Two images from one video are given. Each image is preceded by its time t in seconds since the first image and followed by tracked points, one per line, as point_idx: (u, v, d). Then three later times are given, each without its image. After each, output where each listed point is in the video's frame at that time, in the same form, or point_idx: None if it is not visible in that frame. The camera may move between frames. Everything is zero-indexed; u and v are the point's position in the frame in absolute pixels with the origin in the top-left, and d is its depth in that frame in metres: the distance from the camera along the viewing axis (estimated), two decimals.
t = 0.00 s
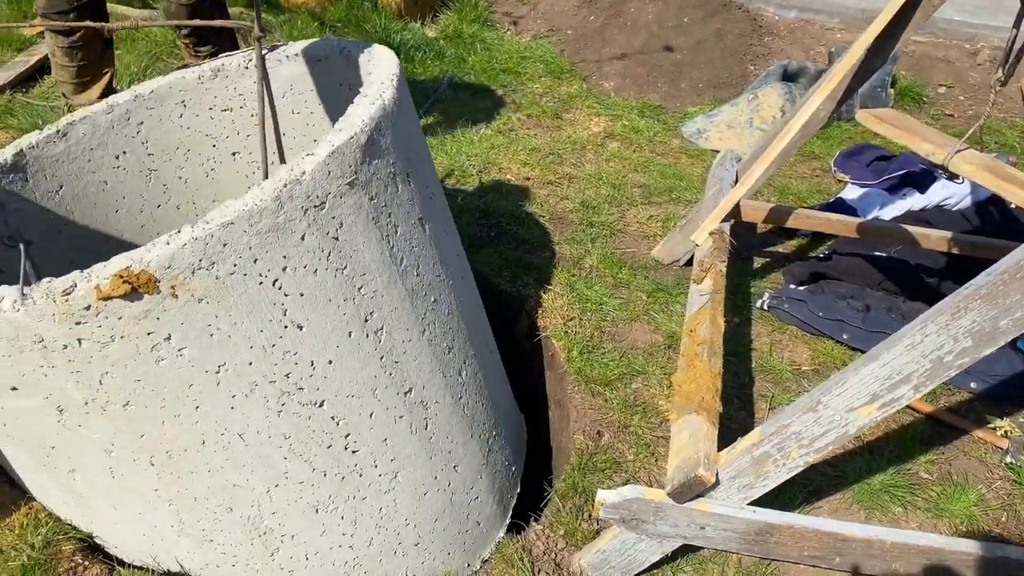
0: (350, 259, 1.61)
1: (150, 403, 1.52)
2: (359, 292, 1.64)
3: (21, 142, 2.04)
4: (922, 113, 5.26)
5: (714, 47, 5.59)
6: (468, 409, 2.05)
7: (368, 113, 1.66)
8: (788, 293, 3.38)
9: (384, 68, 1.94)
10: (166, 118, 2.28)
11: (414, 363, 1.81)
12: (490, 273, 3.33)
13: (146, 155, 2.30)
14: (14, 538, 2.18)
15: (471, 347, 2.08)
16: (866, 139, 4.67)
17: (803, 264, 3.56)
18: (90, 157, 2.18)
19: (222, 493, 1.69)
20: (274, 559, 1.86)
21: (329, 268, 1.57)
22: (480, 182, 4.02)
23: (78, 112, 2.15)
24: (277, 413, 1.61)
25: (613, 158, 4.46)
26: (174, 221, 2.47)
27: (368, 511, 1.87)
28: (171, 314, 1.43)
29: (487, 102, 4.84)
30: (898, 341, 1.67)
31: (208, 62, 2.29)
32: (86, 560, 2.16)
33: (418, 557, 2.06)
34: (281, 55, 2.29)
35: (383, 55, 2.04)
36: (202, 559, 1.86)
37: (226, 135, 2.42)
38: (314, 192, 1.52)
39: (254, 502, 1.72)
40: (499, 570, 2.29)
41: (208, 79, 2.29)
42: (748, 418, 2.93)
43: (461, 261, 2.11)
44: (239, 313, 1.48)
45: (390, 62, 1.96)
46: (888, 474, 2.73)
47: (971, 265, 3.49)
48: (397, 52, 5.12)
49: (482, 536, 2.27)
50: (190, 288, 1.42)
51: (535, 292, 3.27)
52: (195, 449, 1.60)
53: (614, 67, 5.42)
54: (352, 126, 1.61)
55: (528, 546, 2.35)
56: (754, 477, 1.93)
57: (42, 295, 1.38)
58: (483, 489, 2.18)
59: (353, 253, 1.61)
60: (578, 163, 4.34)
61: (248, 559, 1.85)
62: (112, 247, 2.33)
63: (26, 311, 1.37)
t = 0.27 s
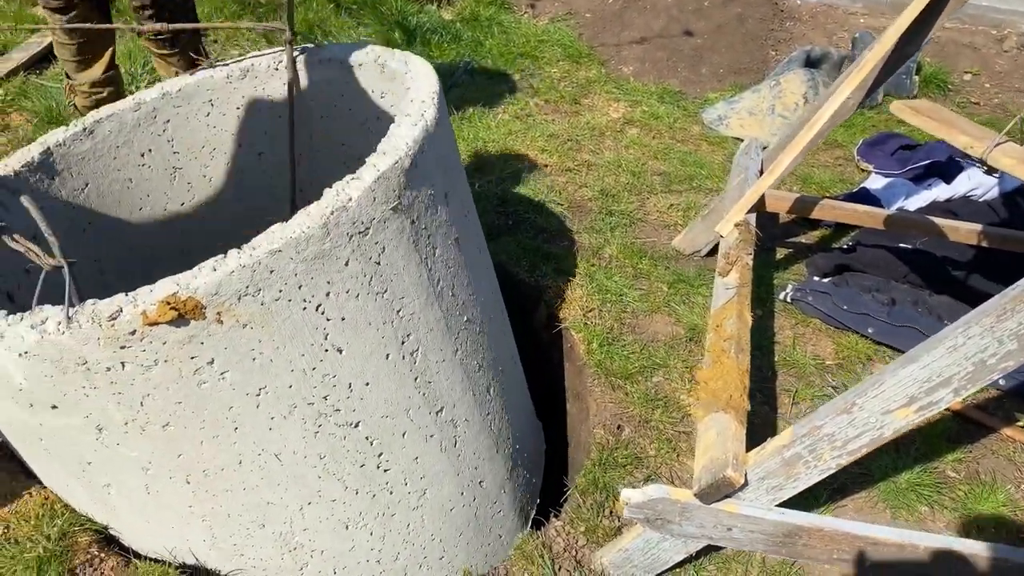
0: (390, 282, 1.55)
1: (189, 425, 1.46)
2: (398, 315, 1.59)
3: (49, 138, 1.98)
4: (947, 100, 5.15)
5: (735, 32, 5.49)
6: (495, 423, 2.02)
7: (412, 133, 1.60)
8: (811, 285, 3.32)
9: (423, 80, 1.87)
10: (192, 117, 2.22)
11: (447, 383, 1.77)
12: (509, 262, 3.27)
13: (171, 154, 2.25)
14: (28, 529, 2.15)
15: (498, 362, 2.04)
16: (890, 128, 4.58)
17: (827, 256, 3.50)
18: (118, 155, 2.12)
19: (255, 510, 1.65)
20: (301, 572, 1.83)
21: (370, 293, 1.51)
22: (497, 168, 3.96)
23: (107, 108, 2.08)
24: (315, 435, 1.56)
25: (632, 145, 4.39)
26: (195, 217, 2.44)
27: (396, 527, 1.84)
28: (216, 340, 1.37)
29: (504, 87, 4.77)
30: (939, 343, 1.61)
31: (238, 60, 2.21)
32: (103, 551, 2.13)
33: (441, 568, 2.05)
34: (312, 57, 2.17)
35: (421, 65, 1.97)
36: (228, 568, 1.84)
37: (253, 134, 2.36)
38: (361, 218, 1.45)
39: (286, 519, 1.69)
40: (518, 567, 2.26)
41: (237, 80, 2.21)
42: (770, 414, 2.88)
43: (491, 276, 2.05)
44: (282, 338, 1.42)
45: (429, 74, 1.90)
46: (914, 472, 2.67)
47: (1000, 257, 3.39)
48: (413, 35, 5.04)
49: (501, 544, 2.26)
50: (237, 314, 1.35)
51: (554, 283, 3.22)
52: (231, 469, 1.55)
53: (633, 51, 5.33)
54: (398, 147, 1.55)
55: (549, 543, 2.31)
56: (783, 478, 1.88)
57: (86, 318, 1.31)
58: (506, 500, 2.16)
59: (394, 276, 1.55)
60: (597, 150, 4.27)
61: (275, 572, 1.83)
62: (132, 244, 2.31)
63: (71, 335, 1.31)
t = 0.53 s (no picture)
0: (434, 322, 1.64)
1: (234, 459, 1.54)
2: (437, 351, 1.67)
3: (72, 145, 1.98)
4: (978, 80, 4.99)
5: (760, 8, 5.32)
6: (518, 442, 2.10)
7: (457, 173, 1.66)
8: (841, 275, 3.21)
9: (463, 108, 1.92)
10: (217, 126, 2.19)
11: (480, 415, 1.88)
12: (529, 249, 3.17)
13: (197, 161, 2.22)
14: (38, 527, 2.09)
15: (527, 389, 2.15)
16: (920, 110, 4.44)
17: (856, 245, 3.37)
18: (142, 164, 2.12)
19: (295, 539, 1.76)
20: None
21: (415, 331, 1.60)
22: (515, 149, 3.84)
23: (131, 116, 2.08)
24: (354, 469, 1.67)
25: (654, 125, 4.26)
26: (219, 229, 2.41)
27: (426, 552, 1.96)
28: (266, 378, 1.44)
29: (522, 65, 4.63)
30: (999, 352, 1.52)
31: (269, 69, 2.18)
32: (115, 551, 2.06)
33: None
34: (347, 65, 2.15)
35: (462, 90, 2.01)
36: None
37: (280, 145, 2.31)
38: (410, 260, 1.53)
39: (323, 549, 1.80)
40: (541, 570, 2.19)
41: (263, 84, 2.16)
42: (799, 410, 2.79)
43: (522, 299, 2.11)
44: (331, 376, 1.50)
45: (469, 101, 1.94)
46: (950, 473, 2.58)
47: None
48: (428, 10, 4.90)
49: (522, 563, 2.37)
50: (288, 354, 1.42)
51: (575, 269, 3.11)
52: (271, 501, 1.65)
53: (654, 27, 5.18)
54: (446, 187, 1.63)
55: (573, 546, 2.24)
56: (824, 488, 1.79)
57: (138, 357, 1.36)
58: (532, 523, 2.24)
59: (437, 315, 1.64)
60: (618, 131, 4.15)
61: None
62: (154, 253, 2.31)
63: (121, 372, 1.36)
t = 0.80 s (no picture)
0: (464, 338, 1.54)
1: (256, 488, 1.41)
2: (467, 369, 1.57)
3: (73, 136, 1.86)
4: (1014, 54, 4.78)
5: None
6: (545, 458, 2.01)
7: (486, 182, 1.58)
8: (875, 266, 3.06)
9: (491, 109, 1.82)
10: (227, 117, 2.05)
11: (508, 431, 1.76)
12: (550, 237, 3.03)
13: (206, 154, 2.09)
14: (38, 540, 1.97)
15: (552, 399, 2.05)
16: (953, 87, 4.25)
17: (892, 232, 3.22)
18: (149, 158, 1.99)
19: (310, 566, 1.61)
20: None
21: (446, 351, 1.50)
22: (533, 128, 3.67)
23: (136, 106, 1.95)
24: (380, 492, 1.54)
25: (676, 103, 4.08)
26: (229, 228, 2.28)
27: None
28: (288, 407, 1.33)
29: (539, 37, 4.44)
30: None
31: (281, 57, 2.05)
32: (118, 568, 1.93)
33: None
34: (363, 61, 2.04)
35: (486, 85, 1.91)
36: None
37: (292, 137, 2.17)
38: (442, 276, 1.44)
39: None
40: None
41: (275, 80, 2.02)
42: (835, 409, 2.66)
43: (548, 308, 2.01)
44: (357, 402, 1.40)
45: (496, 99, 1.85)
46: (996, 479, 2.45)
47: None
48: None
49: None
50: (314, 381, 1.33)
51: (597, 260, 2.97)
52: (292, 528, 1.51)
53: None
54: (477, 198, 1.54)
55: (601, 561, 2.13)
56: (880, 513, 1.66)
57: (152, 388, 1.26)
58: (554, 538, 2.13)
59: (468, 333, 1.54)
60: (640, 109, 3.97)
61: None
62: (163, 252, 2.18)
63: (135, 404, 1.26)
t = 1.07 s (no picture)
0: (495, 351, 1.44)
1: (280, 508, 1.33)
2: (496, 380, 1.47)
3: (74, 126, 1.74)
4: None
5: None
6: (569, 460, 1.92)
7: (518, 188, 1.48)
8: (899, 247, 2.97)
9: (517, 104, 1.71)
10: (235, 103, 1.94)
11: (536, 440, 1.67)
12: (565, 221, 2.93)
13: (211, 142, 1.97)
14: (47, 554, 1.90)
15: (576, 401, 1.96)
16: (972, 55, 4.13)
17: (916, 210, 3.12)
18: (154, 148, 1.87)
19: None
20: None
21: (477, 365, 1.41)
22: (543, 105, 3.55)
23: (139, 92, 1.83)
24: (406, 508, 1.45)
25: (688, 75, 3.95)
26: (234, 218, 2.17)
27: None
28: (315, 428, 1.24)
29: (545, 6, 4.29)
30: None
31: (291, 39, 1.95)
32: None
33: None
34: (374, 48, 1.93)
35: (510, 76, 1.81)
36: None
37: (300, 124, 2.07)
38: (476, 290, 1.34)
39: None
40: None
41: (286, 63, 1.94)
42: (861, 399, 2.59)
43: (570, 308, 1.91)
44: (386, 420, 1.31)
45: (522, 92, 1.74)
46: None
47: None
48: None
49: None
50: (344, 402, 1.24)
51: (613, 244, 2.88)
52: (317, 545, 1.42)
53: None
54: (510, 205, 1.44)
55: (629, 564, 2.07)
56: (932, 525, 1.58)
57: (176, 411, 1.17)
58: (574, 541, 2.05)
59: (499, 346, 1.44)
60: (651, 82, 3.85)
61: None
62: (166, 244, 2.07)
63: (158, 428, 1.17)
